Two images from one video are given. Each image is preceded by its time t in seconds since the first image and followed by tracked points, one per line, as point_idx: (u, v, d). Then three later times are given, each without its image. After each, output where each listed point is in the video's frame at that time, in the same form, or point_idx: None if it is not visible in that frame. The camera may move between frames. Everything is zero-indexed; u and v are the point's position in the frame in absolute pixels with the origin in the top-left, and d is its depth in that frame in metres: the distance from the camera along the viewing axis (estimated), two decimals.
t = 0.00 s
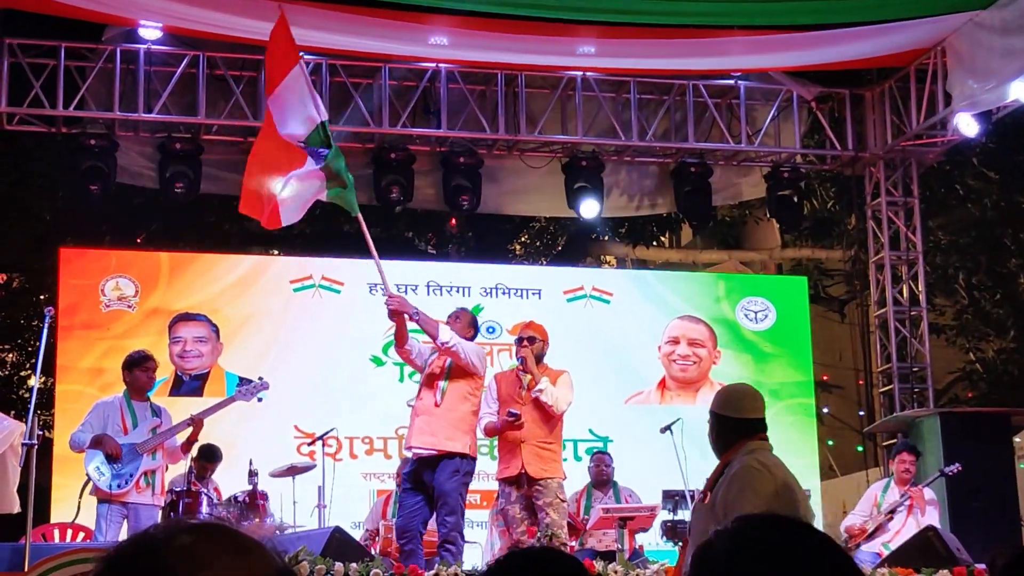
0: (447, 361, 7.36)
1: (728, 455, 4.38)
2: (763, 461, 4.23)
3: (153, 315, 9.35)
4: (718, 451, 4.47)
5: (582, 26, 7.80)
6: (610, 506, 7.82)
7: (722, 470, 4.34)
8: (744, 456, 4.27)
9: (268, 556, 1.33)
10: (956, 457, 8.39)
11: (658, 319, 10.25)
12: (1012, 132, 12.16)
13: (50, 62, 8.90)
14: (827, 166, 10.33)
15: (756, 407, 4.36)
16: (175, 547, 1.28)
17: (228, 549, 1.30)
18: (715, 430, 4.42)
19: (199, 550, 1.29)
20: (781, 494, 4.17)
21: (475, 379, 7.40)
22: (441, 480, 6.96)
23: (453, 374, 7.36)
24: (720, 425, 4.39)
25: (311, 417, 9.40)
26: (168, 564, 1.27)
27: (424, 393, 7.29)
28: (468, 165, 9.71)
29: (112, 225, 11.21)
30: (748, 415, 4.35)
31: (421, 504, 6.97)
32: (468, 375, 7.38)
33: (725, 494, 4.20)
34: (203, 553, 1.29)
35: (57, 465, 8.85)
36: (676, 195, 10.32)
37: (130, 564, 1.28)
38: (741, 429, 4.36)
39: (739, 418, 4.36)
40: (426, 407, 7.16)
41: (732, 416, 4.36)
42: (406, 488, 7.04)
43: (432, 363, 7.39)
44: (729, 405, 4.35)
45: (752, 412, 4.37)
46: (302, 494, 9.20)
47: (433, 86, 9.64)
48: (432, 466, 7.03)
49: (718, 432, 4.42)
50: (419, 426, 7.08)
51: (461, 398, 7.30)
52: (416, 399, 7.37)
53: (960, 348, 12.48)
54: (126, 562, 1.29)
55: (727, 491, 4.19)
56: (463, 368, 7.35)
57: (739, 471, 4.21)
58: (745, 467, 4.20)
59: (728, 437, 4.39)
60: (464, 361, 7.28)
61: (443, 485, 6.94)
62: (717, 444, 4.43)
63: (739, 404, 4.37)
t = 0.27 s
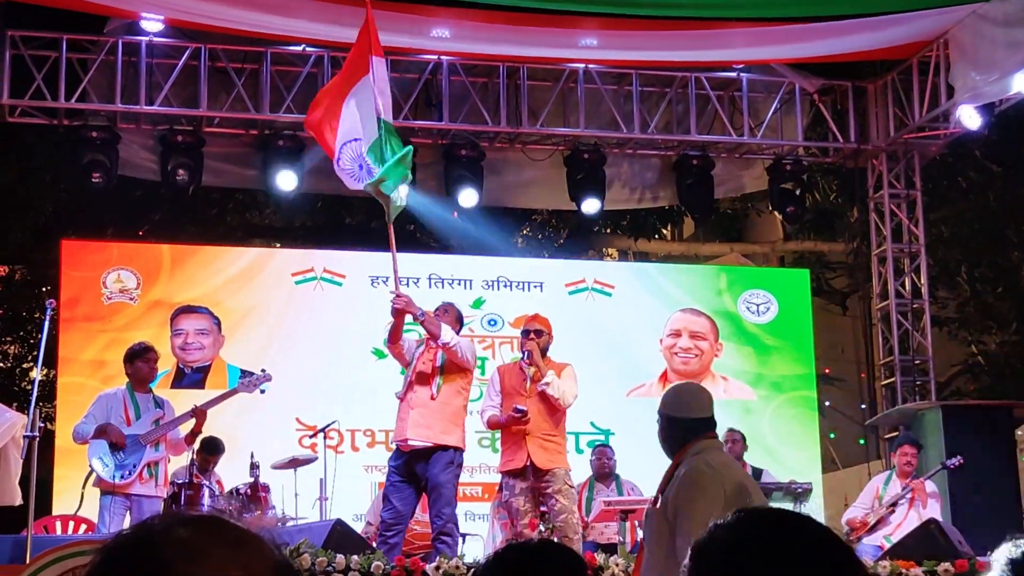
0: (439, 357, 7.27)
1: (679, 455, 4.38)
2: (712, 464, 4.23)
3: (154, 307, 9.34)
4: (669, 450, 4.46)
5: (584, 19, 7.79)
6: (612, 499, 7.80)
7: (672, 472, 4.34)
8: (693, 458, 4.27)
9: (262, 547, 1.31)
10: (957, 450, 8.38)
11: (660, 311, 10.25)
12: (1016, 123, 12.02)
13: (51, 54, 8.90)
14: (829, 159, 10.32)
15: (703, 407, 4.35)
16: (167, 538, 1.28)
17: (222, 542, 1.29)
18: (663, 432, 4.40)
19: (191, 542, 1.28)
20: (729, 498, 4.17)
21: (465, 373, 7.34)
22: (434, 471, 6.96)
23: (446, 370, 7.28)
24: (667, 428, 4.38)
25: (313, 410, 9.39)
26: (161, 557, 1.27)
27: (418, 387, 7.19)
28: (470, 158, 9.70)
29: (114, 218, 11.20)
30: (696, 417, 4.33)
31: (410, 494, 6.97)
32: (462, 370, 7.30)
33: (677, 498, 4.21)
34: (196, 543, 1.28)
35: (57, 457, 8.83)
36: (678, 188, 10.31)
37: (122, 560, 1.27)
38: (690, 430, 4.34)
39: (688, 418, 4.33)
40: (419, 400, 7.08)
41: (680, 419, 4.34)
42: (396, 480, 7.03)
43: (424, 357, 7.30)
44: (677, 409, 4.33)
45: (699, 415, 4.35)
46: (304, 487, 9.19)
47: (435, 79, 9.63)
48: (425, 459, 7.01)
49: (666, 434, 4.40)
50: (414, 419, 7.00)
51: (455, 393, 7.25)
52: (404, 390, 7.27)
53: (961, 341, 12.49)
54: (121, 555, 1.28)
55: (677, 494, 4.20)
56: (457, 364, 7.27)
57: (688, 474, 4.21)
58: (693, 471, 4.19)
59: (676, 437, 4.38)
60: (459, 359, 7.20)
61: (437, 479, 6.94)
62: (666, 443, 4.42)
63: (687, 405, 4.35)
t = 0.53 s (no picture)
0: (430, 350, 7.41)
1: (626, 446, 4.41)
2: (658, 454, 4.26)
3: (163, 301, 9.35)
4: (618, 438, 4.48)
5: (592, 13, 7.78)
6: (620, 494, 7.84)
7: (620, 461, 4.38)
8: (639, 449, 4.30)
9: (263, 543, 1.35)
10: (966, 444, 8.37)
11: (668, 306, 10.25)
12: None
13: (60, 48, 8.90)
14: (838, 153, 10.31)
15: (652, 398, 4.37)
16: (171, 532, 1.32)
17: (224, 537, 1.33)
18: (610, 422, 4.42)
19: (196, 537, 1.33)
20: (673, 488, 4.21)
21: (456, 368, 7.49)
22: (430, 465, 7.02)
23: (437, 364, 7.42)
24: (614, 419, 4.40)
25: (321, 404, 9.41)
26: (165, 553, 1.31)
27: (410, 379, 7.33)
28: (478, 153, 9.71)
29: (122, 212, 11.21)
30: (642, 408, 4.35)
31: (407, 489, 7.04)
32: (451, 364, 7.46)
33: (622, 489, 4.24)
34: (200, 539, 1.33)
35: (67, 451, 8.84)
36: (686, 182, 10.30)
37: (125, 557, 1.31)
38: (636, 420, 4.36)
39: (635, 408, 4.35)
40: (412, 394, 7.21)
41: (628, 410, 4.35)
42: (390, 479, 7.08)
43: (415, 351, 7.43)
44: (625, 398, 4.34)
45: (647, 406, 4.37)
46: (312, 481, 9.20)
47: (443, 73, 9.62)
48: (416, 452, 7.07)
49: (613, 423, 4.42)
50: (405, 413, 7.10)
51: (446, 387, 7.38)
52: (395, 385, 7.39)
53: (971, 336, 12.30)
54: (125, 548, 1.32)
55: (622, 482, 4.24)
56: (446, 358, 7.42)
57: (634, 463, 4.25)
58: (638, 460, 4.23)
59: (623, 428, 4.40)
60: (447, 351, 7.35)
61: (428, 472, 6.99)
62: (614, 432, 4.44)
63: (636, 395, 4.37)
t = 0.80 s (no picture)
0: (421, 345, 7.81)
1: (590, 434, 4.40)
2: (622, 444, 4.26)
3: (174, 294, 9.37)
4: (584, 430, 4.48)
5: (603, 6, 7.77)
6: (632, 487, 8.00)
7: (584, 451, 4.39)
8: (603, 439, 4.29)
9: (272, 533, 1.29)
10: (977, 438, 8.35)
11: (678, 300, 10.24)
12: None
13: (71, 42, 8.91)
14: (849, 146, 10.29)
15: (618, 389, 4.38)
16: (177, 523, 1.26)
17: (235, 530, 1.27)
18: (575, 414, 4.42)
19: (205, 532, 1.26)
20: (636, 478, 4.20)
21: (449, 359, 7.84)
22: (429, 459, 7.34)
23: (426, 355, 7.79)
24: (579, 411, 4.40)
25: (331, 398, 9.41)
26: (169, 550, 1.25)
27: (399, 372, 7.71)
28: (488, 146, 9.70)
29: (133, 205, 11.23)
30: (607, 398, 4.36)
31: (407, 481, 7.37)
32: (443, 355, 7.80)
33: (583, 478, 4.24)
34: (209, 531, 1.26)
35: (79, 443, 8.87)
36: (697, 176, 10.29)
37: (128, 553, 1.25)
38: (601, 410, 4.37)
39: (601, 398, 4.36)
40: (401, 387, 7.58)
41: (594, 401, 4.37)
42: (391, 471, 7.42)
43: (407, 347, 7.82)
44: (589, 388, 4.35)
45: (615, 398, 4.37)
46: (322, 475, 9.21)
47: (453, 66, 9.61)
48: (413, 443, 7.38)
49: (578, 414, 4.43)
50: (397, 407, 7.48)
51: (436, 376, 7.72)
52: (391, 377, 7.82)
53: (983, 330, 12.45)
54: (132, 537, 1.27)
55: (584, 469, 4.24)
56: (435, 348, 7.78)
57: (597, 451, 4.25)
58: (601, 448, 4.23)
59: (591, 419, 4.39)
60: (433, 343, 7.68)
61: (428, 463, 7.30)
62: (580, 422, 4.45)
63: (599, 385, 4.36)
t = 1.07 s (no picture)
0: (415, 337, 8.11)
1: (556, 430, 4.43)
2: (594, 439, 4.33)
3: (185, 287, 9.39)
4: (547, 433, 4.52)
5: None
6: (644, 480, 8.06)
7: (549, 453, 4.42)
8: (573, 437, 4.33)
9: (269, 521, 1.27)
10: (987, 430, 8.36)
11: (688, 292, 10.24)
12: None
13: (81, 35, 8.92)
14: (860, 138, 10.27)
15: (585, 386, 4.41)
16: (180, 517, 1.24)
17: (236, 524, 1.25)
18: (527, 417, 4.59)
19: (207, 529, 1.24)
20: (607, 475, 4.26)
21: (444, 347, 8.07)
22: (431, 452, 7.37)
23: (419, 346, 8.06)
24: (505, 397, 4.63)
25: (341, 390, 9.42)
26: (170, 548, 1.22)
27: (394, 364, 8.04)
28: (498, 138, 9.71)
29: (144, 199, 11.25)
30: (576, 398, 4.39)
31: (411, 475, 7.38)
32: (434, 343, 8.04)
33: (554, 474, 4.27)
34: (212, 523, 1.24)
35: (90, 435, 8.88)
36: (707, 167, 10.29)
37: (129, 549, 1.23)
38: (568, 410, 4.40)
39: (564, 399, 4.39)
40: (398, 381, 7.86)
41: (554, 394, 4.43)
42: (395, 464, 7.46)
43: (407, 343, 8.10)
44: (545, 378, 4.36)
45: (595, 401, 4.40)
46: (332, 467, 9.21)
47: (463, 59, 9.62)
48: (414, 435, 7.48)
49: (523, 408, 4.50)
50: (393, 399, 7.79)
51: (431, 363, 7.95)
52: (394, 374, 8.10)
53: (994, 321, 12.43)
54: (131, 527, 1.25)
55: (554, 472, 4.27)
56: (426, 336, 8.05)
57: (567, 449, 4.28)
58: (572, 447, 4.28)
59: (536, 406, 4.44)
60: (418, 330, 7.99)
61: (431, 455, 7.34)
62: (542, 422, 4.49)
63: (569, 382, 4.39)
